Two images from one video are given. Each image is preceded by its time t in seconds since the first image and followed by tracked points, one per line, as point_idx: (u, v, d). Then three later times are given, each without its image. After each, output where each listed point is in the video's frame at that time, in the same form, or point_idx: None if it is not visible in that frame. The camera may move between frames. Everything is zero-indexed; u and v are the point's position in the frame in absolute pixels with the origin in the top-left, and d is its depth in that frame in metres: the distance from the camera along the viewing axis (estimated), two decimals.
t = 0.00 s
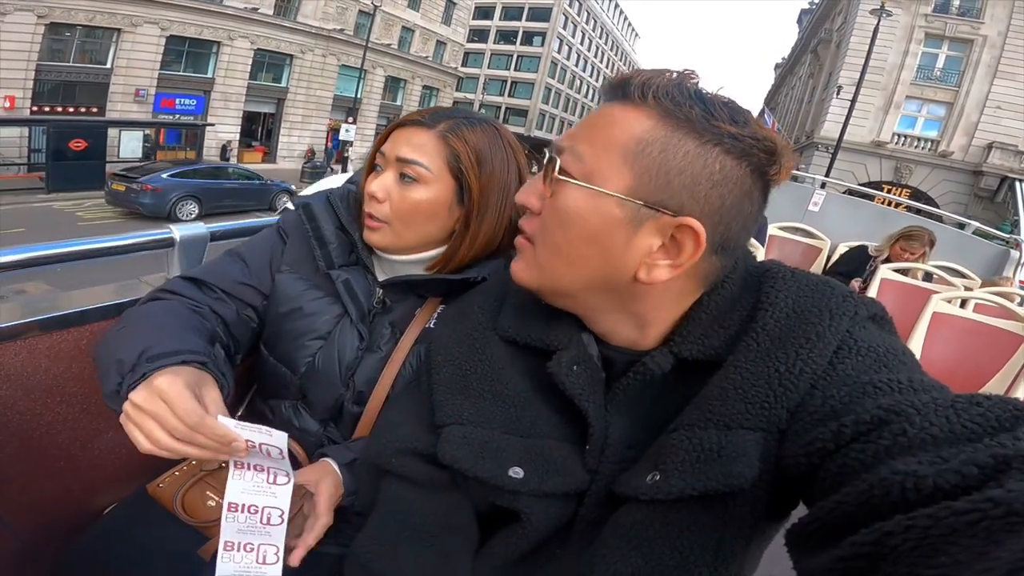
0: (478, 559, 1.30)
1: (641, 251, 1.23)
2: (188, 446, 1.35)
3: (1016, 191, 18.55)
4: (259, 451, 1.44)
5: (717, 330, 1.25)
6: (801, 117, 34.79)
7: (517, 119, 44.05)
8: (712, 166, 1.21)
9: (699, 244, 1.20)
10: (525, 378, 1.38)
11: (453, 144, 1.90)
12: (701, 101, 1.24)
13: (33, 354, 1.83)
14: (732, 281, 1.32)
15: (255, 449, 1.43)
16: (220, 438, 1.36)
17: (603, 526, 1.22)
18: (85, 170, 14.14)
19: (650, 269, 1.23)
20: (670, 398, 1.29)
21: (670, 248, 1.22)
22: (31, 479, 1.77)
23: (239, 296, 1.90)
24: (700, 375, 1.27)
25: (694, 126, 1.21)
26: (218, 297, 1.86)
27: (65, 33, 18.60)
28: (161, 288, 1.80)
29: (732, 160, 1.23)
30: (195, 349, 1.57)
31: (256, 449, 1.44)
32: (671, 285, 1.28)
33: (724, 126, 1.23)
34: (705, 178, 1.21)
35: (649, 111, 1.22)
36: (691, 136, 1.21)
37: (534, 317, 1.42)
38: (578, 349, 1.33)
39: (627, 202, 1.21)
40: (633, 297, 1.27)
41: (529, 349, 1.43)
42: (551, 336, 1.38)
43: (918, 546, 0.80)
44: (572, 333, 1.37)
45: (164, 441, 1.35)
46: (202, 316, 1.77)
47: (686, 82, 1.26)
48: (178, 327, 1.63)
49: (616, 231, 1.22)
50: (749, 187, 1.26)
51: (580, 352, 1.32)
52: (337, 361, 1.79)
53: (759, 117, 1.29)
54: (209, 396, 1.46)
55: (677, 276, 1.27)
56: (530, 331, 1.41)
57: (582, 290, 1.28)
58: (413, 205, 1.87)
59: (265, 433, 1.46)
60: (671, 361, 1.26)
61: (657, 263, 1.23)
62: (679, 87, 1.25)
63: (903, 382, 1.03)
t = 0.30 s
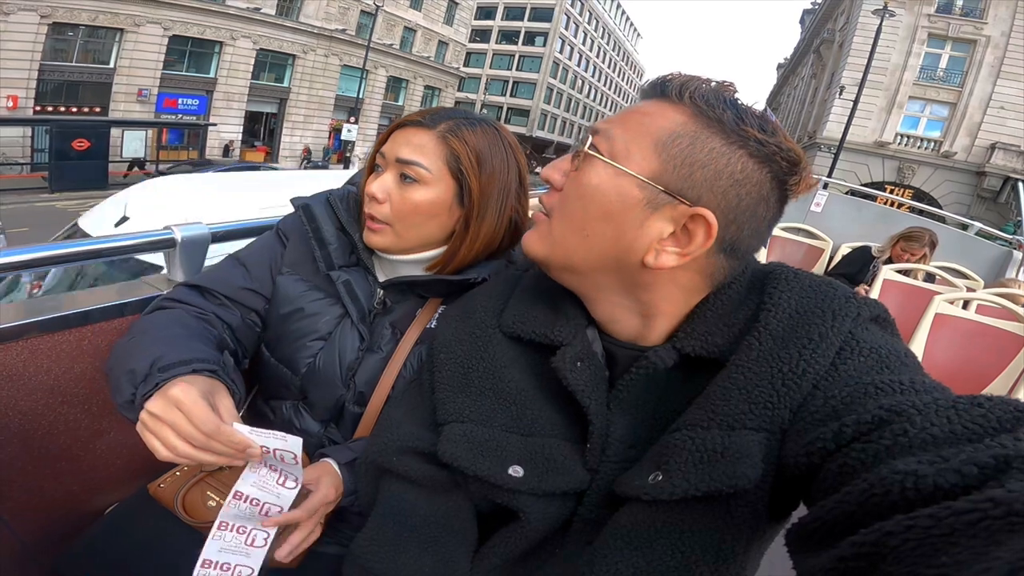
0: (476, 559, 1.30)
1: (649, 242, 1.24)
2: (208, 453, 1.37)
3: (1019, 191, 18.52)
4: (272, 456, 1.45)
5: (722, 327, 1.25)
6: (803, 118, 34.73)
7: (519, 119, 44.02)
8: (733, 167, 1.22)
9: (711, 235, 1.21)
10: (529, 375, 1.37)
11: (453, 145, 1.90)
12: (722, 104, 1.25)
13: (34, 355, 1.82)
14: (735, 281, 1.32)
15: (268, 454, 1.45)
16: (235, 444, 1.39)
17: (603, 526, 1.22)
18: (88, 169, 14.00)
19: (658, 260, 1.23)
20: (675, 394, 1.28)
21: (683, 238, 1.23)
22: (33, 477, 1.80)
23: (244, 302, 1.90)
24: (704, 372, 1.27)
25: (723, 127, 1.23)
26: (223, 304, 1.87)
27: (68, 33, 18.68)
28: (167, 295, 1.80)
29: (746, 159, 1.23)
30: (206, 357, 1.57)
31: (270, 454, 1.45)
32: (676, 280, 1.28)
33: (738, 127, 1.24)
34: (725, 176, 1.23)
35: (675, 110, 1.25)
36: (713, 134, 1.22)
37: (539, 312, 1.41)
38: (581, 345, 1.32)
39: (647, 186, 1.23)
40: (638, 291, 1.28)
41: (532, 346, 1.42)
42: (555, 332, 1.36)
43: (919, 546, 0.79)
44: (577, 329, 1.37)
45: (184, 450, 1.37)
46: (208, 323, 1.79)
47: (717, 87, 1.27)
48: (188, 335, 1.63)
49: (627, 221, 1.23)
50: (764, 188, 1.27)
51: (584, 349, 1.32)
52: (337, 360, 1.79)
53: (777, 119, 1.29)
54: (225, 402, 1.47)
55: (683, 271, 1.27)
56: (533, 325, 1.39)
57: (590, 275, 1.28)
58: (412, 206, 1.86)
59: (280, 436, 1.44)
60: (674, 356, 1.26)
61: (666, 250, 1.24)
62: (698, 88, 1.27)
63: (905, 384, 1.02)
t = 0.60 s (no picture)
0: (475, 560, 1.30)
1: (649, 242, 1.23)
2: (182, 443, 1.40)
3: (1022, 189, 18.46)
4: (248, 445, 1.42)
5: (720, 327, 1.25)
6: (806, 116, 34.63)
7: (520, 118, 44.01)
8: (734, 169, 1.22)
9: (710, 237, 1.20)
10: (527, 376, 1.37)
11: (449, 147, 1.89)
12: (720, 105, 1.25)
13: (37, 357, 1.80)
14: (733, 281, 1.31)
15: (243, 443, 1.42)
16: (207, 431, 1.40)
17: (601, 527, 1.22)
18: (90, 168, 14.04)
19: (657, 259, 1.23)
20: (674, 394, 1.28)
21: (681, 239, 1.23)
22: (32, 478, 1.80)
23: (243, 309, 1.94)
24: (703, 372, 1.26)
25: (722, 128, 1.23)
26: (222, 313, 1.91)
27: (69, 33, 18.76)
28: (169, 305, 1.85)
29: (744, 159, 1.23)
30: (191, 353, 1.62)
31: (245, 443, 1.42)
32: (676, 281, 1.28)
33: (735, 129, 1.23)
34: (725, 177, 1.22)
35: (673, 111, 1.25)
36: (712, 137, 1.22)
37: (536, 314, 1.41)
38: (580, 346, 1.32)
39: (647, 187, 1.23)
40: (637, 292, 1.28)
41: (530, 347, 1.42)
42: (553, 333, 1.37)
43: (919, 546, 0.79)
44: (575, 330, 1.36)
45: (154, 438, 1.40)
46: (210, 332, 1.82)
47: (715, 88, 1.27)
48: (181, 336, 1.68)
49: (626, 223, 1.23)
50: (764, 188, 1.26)
51: (582, 349, 1.32)
52: (336, 361, 1.79)
53: (775, 120, 1.28)
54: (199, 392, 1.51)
55: (683, 270, 1.27)
56: (530, 327, 1.40)
57: (591, 274, 1.28)
58: (409, 207, 1.86)
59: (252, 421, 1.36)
60: (673, 356, 1.26)
61: (665, 251, 1.23)
62: (695, 89, 1.26)
63: (903, 384, 1.02)
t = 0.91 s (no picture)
0: (474, 559, 1.29)
1: (651, 243, 1.23)
2: (157, 441, 1.42)
3: None
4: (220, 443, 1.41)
5: (719, 327, 1.24)
6: (810, 115, 34.51)
7: (524, 117, 44.00)
8: (734, 170, 1.22)
9: (712, 237, 1.20)
10: (525, 376, 1.37)
11: (449, 147, 1.89)
12: (722, 107, 1.25)
13: (38, 356, 1.81)
14: (733, 280, 1.31)
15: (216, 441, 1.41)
16: (177, 428, 1.40)
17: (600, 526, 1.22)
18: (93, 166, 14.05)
19: (658, 261, 1.23)
20: (674, 394, 1.27)
21: (684, 240, 1.22)
22: (35, 476, 1.81)
23: (244, 312, 1.96)
24: (703, 372, 1.26)
25: (722, 129, 1.23)
26: (223, 315, 1.94)
27: (74, 31, 18.82)
28: (174, 310, 1.90)
29: (747, 159, 1.23)
30: (178, 352, 1.68)
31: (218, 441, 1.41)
32: (682, 282, 1.28)
33: (735, 129, 1.24)
34: (726, 179, 1.22)
35: (674, 112, 1.24)
36: (713, 138, 1.22)
37: (535, 315, 1.41)
38: (578, 346, 1.32)
39: (648, 188, 1.22)
40: (640, 293, 1.28)
41: (529, 348, 1.42)
42: (552, 333, 1.37)
43: (918, 547, 0.78)
44: (573, 331, 1.37)
45: (130, 436, 1.42)
46: (212, 335, 1.85)
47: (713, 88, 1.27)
48: (173, 339, 1.73)
49: (628, 224, 1.23)
50: (765, 188, 1.26)
51: (580, 350, 1.32)
52: (336, 360, 1.79)
53: (776, 122, 1.29)
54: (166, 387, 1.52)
55: (689, 272, 1.27)
56: (529, 328, 1.40)
57: (594, 274, 1.27)
58: (410, 208, 1.86)
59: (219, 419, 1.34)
60: (672, 356, 1.25)
61: (668, 252, 1.23)
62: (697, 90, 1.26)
63: (903, 384, 1.02)
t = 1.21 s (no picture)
0: (475, 560, 1.29)
1: (663, 245, 1.23)
2: (140, 451, 1.46)
3: None
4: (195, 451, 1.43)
5: (718, 327, 1.25)
6: (809, 114, 34.55)
7: (524, 117, 44.02)
8: (738, 171, 1.24)
9: (723, 237, 1.22)
10: (524, 376, 1.37)
11: (449, 148, 1.89)
12: (722, 108, 1.26)
13: (39, 357, 1.81)
14: (733, 280, 1.31)
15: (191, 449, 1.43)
16: (153, 438, 1.44)
17: (601, 526, 1.22)
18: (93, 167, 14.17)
19: (673, 262, 1.23)
20: (674, 393, 1.27)
21: (696, 241, 1.23)
22: (35, 477, 1.81)
23: (242, 318, 1.97)
24: (703, 371, 1.26)
25: (726, 130, 1.24)
26: (224, 323, 1.96)
27: (72, 33, 18.83)
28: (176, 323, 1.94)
29: (744, 159, 1.25)
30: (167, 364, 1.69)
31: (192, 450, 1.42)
32: (686, 283, 1.28)
33: (734, 130, 1.25)
34: (733, 180, 1.24)
35: (677, 112, 1.24)
36: (715, 140, 1.23)
37: (534, 317, 1.41)
38: (577, 348, 1.33)
39: (661, 191, 1.22)
40: (642, 295, 1.28)
41: (528, 350, 1.42)
42: (552, 336, 1.37)
43: (918, 547, 0.78)
44: (573, 332, 1.37)
45: (115, 449, 1.47)
46: (214, 345, 1.88)
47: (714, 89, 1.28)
48: (170, 350, 1.76)
49: (642, 227, 1.22)
50: (761, 188, 1.28)
51: (580, 352, 1.32)
52: (336, 362, 1.79)
53: (773, 126, 1.31)
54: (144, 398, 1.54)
55: (694, 273, 1.27)
56: (529, 330, 1.40)
57: (598, 278, 1.26)
58: (409, 210, 1.86)
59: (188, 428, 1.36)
60: (672, 356, 1.25)
61: (679, 253, 1.23)
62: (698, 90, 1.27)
63: (903, 384, 1.02)
